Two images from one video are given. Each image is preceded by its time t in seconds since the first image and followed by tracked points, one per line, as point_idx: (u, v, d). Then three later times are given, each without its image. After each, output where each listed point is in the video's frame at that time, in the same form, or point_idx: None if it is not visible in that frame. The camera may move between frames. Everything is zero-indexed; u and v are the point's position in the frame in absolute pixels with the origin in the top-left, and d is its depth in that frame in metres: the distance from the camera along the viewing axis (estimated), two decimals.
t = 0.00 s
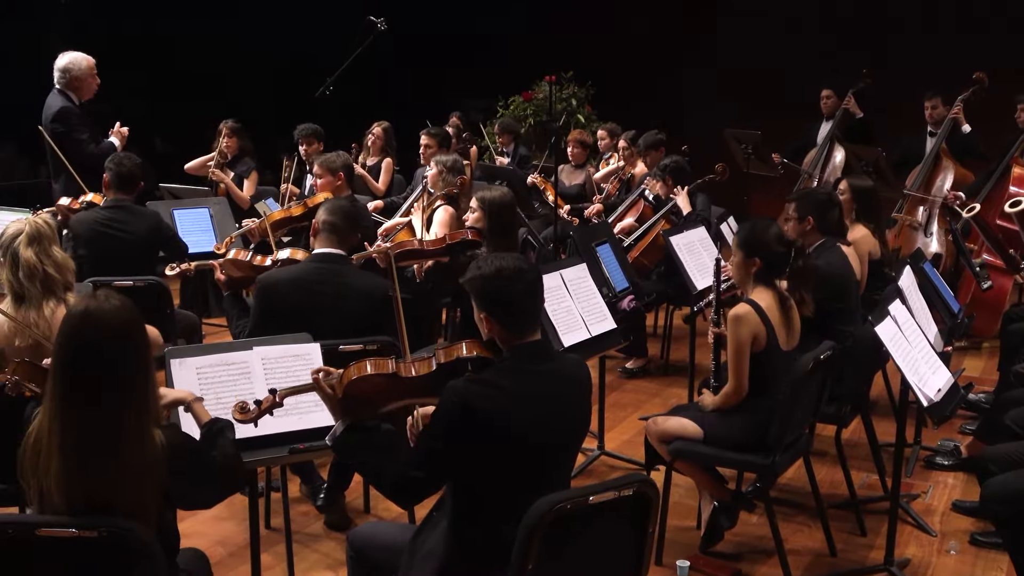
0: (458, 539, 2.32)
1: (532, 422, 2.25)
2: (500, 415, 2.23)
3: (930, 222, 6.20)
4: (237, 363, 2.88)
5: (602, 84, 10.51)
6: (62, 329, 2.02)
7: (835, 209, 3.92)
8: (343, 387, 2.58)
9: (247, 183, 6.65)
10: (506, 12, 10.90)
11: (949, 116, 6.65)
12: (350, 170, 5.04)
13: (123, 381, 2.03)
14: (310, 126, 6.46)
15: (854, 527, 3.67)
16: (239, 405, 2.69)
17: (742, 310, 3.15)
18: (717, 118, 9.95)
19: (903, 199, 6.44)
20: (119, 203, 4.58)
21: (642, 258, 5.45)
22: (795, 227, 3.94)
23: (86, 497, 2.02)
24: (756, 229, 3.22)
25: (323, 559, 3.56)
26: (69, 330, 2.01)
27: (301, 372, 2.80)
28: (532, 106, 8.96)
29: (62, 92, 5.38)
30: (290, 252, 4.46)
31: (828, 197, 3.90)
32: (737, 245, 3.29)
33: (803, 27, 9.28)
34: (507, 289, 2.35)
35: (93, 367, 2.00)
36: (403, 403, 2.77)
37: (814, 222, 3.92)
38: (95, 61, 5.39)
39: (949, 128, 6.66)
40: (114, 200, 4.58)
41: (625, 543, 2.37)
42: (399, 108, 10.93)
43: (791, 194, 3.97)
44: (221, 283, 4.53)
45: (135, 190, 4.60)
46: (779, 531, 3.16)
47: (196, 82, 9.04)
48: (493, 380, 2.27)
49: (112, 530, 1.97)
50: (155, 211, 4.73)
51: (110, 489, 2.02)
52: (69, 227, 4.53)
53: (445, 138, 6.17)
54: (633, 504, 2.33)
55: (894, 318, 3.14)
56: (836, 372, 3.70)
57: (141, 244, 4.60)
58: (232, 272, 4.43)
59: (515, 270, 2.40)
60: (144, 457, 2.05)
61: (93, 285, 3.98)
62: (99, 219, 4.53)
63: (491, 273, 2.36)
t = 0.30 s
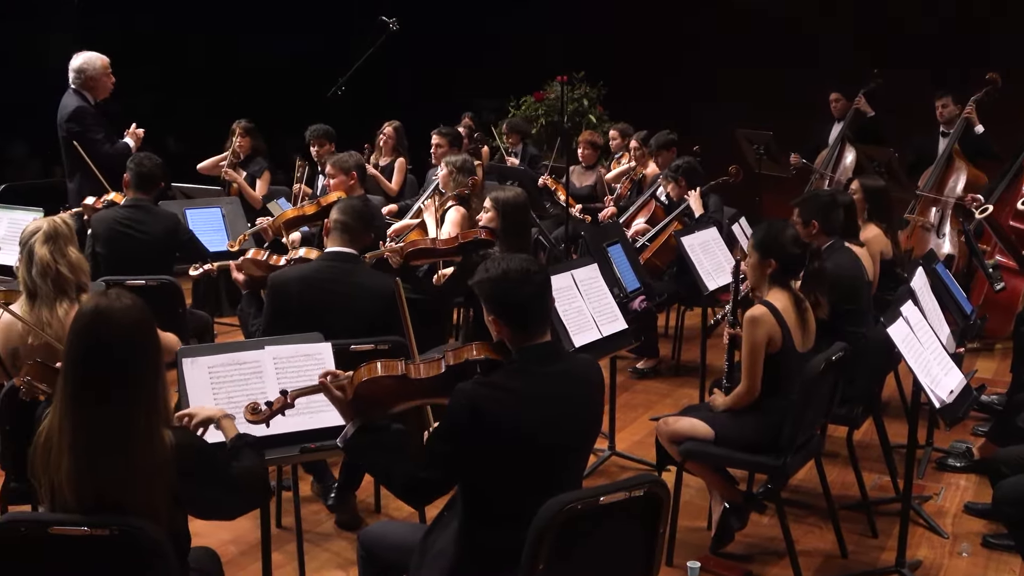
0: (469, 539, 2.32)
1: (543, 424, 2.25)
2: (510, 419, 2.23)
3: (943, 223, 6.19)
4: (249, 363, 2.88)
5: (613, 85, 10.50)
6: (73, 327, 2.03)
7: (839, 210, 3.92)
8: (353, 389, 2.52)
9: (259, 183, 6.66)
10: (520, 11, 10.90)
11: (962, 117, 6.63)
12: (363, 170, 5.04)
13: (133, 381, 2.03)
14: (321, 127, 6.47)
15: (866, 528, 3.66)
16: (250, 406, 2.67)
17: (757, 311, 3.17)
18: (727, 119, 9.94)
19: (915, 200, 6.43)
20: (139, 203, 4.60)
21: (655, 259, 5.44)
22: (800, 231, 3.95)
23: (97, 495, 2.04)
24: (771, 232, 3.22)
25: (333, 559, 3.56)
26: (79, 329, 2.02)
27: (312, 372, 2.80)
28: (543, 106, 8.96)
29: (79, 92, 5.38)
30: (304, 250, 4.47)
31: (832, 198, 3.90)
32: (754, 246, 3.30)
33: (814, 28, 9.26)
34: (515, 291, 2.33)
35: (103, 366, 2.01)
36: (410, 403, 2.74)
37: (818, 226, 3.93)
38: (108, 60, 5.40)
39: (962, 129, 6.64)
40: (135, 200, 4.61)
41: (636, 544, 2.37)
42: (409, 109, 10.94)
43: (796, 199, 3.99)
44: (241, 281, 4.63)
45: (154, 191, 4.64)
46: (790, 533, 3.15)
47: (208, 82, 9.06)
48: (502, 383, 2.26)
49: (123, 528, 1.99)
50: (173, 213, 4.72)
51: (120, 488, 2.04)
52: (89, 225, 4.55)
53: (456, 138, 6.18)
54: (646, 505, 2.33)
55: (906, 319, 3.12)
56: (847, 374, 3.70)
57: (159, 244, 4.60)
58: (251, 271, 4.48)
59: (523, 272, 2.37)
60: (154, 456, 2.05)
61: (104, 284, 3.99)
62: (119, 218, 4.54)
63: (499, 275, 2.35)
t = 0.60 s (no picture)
0: (479, 539, 2.33)
1: (552, 425, 2.25)
2: (518, 421, 2.22)
3: (954, 223, 6.17)
4: (259, 362, 2.88)
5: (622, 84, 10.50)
6: (84, 327, 2.04)
7: (840, 213, 3.91)
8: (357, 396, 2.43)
9: (270, 182, 6.68)
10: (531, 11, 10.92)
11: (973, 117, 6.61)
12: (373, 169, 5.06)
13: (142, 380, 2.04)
14: (329, 127, 6.47)
15: (876, 530, 3.65)
16: (261, 406, 2.63)
17: (767, 312, 3.16)
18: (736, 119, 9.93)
19: (926, 201, 6.41)
20: (156, 204, 4.61)
21: (665, 259, 5.44)
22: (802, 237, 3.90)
23: (107, 495, 2.05)
24: (781, 233, 3.22)
25: (343, 558, 3.56)
26: (91, 327, 2.02)
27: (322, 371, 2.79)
28: (553, 107, 8.97)
29: (90, 92, 5.38)
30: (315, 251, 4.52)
31: (831, 202, 3.90)
32: (764, 246, 3.29)
33: (825, 28, 9.26)
34: (524, 292, 2.33)
35: (112, 366, 2.02)
36: (418, 404, 2.67)
37: (822, 230, 3.88)
38: (118, 59, 5.41)
39: (973, 129, 6.61)
40: (153, 200, 4.62)
41: (646, 544, 2.36)
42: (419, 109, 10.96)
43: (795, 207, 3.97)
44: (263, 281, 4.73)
45: (172, 191, 4.66)
46: (800, 534, 3.14)
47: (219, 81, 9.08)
48: (510, 385, 2.25)
49: (132, 528, 2.00)
50: (188, 214, 4.71)
51: (128, 487, 2.05)
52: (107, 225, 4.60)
53: (466, 138, 6.19)
54: (656, 505, 2.33)
55: (917, 320, 3.11)
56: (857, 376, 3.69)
57: (172, 243, 4.60)
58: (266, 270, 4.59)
59: (530, 273, 2.36)
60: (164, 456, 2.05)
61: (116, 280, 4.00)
62: (134, 217, 4.55)
63: (506, 276, 2.35)
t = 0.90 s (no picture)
0: (487, 540, 2.33)
1: (560, 427, 2.25)
2: (526, 423, 2.22)
3: (964, 224, 6.17)
4: (268, 362, 2.89)
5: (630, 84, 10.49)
6: (95, 326, 2.05)
7: (846, 218, 3.90)
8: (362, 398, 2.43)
9: (279, 182, 6.69)
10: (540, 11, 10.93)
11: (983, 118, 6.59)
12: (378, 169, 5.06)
13: (152, 378, 2.05)
14: (335, 128, 6.47)
15: (885, 532, 3.64)
16: (269, 409, 2.65)
17: (775, 313, 3.15)
18: (744, 119, 9.92)
19: (936, 201, 6.40)
20: (166, 204, 4.62)
21: (674, 260, 5.43)
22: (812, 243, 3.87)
23: (117, 493, 2.06)
24: (789, 234, 3.22)
25: (351, 557, 3.57)
26: (104, 326, 2.03)
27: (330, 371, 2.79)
28: (562, 106, 8.98)
29: (102, 92, 5.38)
30: (321, 251, 4.52)
31: (836, 207, 3.88)
32: (772, 247, 3.29)
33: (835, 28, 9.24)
34: (531, 294, 2.33)
35: (123, 365, 2.03)
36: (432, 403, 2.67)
37: (832, 235, 3.86)
38: (131, 60, 5.42)
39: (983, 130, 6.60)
40: (162, 201, 4.63)
41: (654, 544, 2.36)
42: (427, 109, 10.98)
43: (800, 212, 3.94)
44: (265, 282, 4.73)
45: (180, 192, 4.68)
46: (809, 536, 3.14)
47: (229, 81, 9.08)
48: (517, 387, 2.25)
49: (142, 526, 2.00)
50: (196, 215, 4.71)
51: (138, 486, 2.05)
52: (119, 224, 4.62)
53: (474, 138, 6.20)
54: (663, 506, 2.32)
55: (927, 321, 3.10)
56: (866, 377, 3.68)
57: (181, 245, 4.61)
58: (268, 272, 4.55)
59: (537, 275, 2.36)
60: (173, 455, 2.06)
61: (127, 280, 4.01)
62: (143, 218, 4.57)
63: (514, 278, 2.34)
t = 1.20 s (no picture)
0: (495, 541, 2.33)
1: (569, 427, 2.25)
2: (534, 425, 2.22)
3: (974, 225, 6.17)
4: (277, 361, 2.90)
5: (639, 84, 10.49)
6: (106, 325, 2.06)
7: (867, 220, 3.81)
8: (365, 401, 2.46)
9: (289, 182, 6.71)
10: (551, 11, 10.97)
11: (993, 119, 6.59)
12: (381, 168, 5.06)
13: (163, 377, 2.06)
14: (344, 127, 6.48)
15: (895, 533, 3.63)
16: (279, 409, 2.69)
17: (784, 314, 3.15)
18: (752, 119, 9.91)
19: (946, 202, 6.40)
20: (170, 205, 4.60)
21: (683, 260, 5.42)
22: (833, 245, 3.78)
23: (127, 491, 2.07)
24: (798, 235, 3.22)
25: (360, 557, 3.57)
26: (117, 324, 2.05)
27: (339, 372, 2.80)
28: (572, 106, 9.00)
29: (113, 91, 5.39)
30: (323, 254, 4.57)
31: (858, 209, 3.78)
32: (780, 249, 3.29)
33: (845, 28, 9.23)
34: (538, 298, 2.33)
35: (134, 363, 2.04)
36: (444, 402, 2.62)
37: (853, 236, 3.77)
38: (144, 61, 5.43)
39: (994, 131, 6.58)
40: (165, 203, 4.61)
41: (663, 544, 2.36)
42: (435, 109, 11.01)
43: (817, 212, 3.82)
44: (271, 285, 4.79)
45: (183, 191, 4.61)
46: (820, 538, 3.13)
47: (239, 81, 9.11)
48: (524, 390, 2.25)
49: (151, 524, 2.00)
50: (201, 215, 4.70)
51: (149, 483, 2.06)
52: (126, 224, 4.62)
53: (482, 138, 6.21)
54: (671, 507, 2.32)
55: (936, 322, 3.10)
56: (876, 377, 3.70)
57: (186, 245, 4.59)
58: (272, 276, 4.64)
59: (543, 279, 2.36)
60: (183, 453, 2.06)
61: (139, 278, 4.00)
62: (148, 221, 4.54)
63: (520, 282, 2.35)
